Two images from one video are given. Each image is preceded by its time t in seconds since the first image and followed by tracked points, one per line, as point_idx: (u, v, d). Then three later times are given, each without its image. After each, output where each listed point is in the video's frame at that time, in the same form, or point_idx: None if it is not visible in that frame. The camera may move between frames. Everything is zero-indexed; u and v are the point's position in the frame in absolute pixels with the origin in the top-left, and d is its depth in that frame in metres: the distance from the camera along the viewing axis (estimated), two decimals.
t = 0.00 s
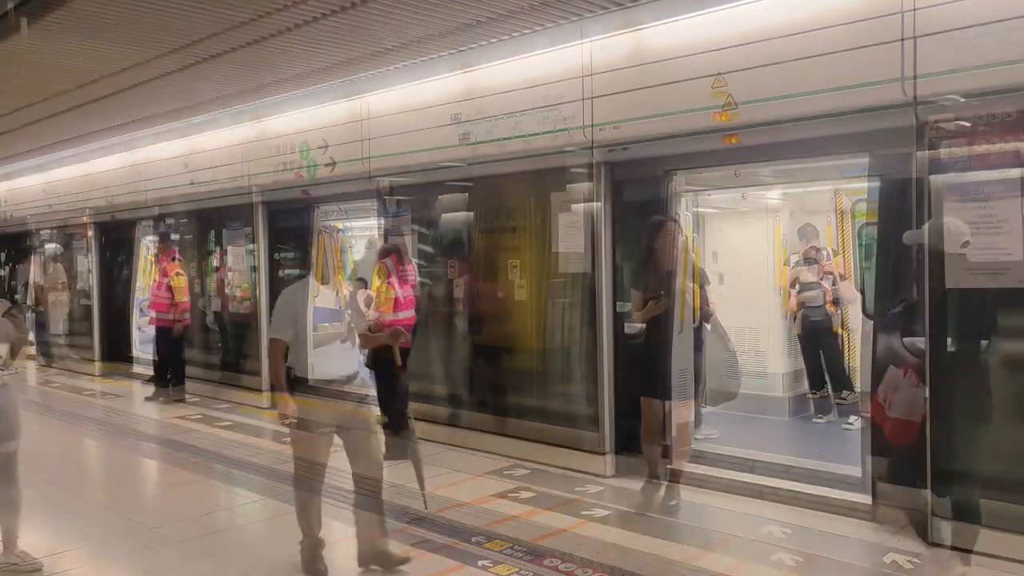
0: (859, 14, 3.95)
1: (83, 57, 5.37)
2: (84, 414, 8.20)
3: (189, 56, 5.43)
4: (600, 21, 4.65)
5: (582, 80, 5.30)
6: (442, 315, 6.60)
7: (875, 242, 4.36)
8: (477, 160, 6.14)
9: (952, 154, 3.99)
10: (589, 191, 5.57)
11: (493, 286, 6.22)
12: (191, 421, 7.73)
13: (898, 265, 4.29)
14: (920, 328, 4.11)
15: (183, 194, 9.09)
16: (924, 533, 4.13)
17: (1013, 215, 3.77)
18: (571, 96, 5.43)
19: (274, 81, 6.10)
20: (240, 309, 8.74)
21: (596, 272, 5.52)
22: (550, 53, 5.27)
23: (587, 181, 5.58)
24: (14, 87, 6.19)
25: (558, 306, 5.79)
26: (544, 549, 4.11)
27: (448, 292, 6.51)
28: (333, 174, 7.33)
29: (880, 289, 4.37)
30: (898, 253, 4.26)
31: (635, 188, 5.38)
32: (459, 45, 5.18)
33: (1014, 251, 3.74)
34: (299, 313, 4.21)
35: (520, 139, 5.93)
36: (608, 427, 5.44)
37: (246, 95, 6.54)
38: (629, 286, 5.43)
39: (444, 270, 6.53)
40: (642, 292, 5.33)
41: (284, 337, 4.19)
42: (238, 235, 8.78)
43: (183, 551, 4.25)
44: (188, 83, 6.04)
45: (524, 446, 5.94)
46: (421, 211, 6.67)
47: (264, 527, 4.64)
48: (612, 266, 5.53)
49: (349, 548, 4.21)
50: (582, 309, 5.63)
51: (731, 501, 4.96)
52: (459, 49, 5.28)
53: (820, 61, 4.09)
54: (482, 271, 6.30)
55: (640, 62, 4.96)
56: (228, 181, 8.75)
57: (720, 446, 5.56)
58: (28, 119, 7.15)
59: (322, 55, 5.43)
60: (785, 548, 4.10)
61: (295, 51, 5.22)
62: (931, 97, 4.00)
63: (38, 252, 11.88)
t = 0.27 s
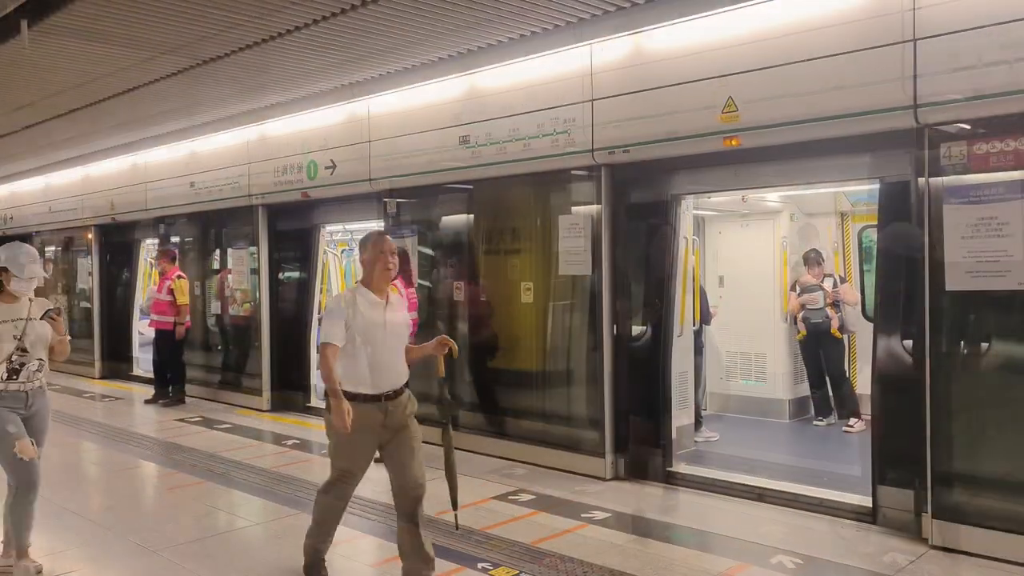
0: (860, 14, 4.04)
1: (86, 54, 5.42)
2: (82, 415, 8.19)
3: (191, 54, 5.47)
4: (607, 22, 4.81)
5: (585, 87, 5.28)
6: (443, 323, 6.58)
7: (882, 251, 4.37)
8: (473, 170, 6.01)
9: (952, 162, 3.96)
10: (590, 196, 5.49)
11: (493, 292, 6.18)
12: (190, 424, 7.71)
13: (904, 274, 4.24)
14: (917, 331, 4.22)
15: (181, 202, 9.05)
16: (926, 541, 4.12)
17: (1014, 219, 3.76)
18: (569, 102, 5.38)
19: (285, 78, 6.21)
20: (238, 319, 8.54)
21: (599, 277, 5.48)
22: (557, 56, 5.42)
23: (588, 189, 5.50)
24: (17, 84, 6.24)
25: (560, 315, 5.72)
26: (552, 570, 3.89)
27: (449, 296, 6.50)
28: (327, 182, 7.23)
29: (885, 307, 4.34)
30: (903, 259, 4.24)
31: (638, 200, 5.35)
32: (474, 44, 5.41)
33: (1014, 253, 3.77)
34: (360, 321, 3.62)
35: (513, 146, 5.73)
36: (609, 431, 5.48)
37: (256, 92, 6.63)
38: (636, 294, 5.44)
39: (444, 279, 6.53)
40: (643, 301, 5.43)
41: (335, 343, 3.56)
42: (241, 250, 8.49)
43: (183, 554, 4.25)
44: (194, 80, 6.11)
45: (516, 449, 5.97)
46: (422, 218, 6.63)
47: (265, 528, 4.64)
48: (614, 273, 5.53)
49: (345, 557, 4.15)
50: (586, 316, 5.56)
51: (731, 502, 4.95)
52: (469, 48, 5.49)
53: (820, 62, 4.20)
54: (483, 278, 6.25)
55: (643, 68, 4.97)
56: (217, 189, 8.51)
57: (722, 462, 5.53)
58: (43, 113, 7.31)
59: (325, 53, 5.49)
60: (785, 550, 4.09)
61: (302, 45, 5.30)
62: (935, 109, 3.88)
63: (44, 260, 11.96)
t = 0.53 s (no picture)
0: (861, 17, 4.04)
1: (86, 56, 5.43)
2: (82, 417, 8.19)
3: (191, 56, 5.47)
4: (608, 23, 4.80)
5: (586, 88, 5.28)
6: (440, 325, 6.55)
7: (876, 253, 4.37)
8: (473, 171, 6.00)
9: (951, 163, 3.96)
10: (590, 199, 5.49)
11: (492, 293, 6.15)
12: (190, 425, 7.71)
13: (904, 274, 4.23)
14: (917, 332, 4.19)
15: (181, 204, 9.05)
16: (926, 543, 4.12)
17: (1015, 221, 3.76)
18: (568, 104, 5.38)
19: (284, 80, 6.21)
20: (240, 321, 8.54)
21: (598, 279, 5.48)
22: (557, 57, 5.43)
23: (589, 192, 5.52)
24: (18, 85, 6.23)
25: (560, 316, 5.74)
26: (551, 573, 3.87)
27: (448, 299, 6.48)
28: (326, 184, 7.23)
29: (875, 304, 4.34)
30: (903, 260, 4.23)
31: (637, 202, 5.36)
32: (475, 45, 5.39)
33: (1014, 255, 3.77)
34: (406, 317, 3.39)
35: (512, 147, 5.73)
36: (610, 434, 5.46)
37: (255, 94, 6.63)
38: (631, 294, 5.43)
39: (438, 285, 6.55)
40: (633, 304, 5.43)
41: (380, 342, 3.33)
42: (242, 250, 8.47)
43: (182, 555, 4.24)
44: (194, 82, 6.11)
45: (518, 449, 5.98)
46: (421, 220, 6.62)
47: (264, 529, 4.64)
48: (614, 274, 5.48)
49: (344, 559, 4.15)
50: (586, 317, 5.58)
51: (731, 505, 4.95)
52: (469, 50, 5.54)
53: (819, 64, 4.21)
54: (483, 281, 6.24)
55: (644, 70, 4.97)
56: (216, 190, 8.50)
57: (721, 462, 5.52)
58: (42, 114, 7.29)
59: (324, 54, 5.49)
60: (784, 551, 4.09)
61: (302, 47, 5.30)
62: (933, 112, 3.86)
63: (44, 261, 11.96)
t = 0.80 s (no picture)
0: (862, 18, 4.04)
1: (87, 56, 5.43)
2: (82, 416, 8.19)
3: (191, 56, 5.47)
4: (608, 24, 4.79)
5: (587, 89, 5.28)
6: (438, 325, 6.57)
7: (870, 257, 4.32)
8: (473, 171, 6.00)
9: (953, 163, 3.97)
10: (591, 199, 5.49)
11: (490, 294, 6.15)
12: (190, 425, 7.71)
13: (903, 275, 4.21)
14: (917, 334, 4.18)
15: (181, 204, 9.04)
16: (927, 543, 4.12)
17: (1016, 220, 3.76)
18: (569, 104, 5.38)
19: (285, 80, 6.21)
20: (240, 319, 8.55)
21: (599, 279, 5.47)
22: (558, 57, 5.43)
23: (590, 192, 5.53)
24: (20, 85, 6.23)
25: (561, 316, 5.73)
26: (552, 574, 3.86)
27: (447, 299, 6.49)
28: (327, 184, 7.23)
29: (868, 308, 4.33)
30: (902, 260, 4.21)
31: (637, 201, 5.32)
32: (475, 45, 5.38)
33: (1015, 256, 3.77)
34: (449, 326, 3.19)
35: (513, 147, 5.73)
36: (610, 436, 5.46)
37: (257, 94, 6.62)
38: (633, 295, 5.38)
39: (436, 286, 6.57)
40: (642, 305, 5.35)
41: (417, 355, 3.18)
42: (242, 250, 8.47)
43: (184, 554, 4.25)
44: (195, 81, 6.10)
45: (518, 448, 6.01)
46: (421, 219, 6.64)
47: (265, 529, 4.64)
48: (614, 272, 5.47)
49: (346, 558, 4.15)
50: (586, 317, 5.58)
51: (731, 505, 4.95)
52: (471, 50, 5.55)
53: (820, 64, 4.22)
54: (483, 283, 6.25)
55: (646, 71, 4.96)
56: (217, 190, 8.50)
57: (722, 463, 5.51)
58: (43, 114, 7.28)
59: (325, 54, 5.49)
60: (785, 551, 4.09)
61: (303, 47, 5.29)
62: (935, 111, 3.85)
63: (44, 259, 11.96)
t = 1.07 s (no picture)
0: (870, 18, 4.04)
1: (96, 57, 5.45)
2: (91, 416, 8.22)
3: (199, 56, 5.48)
4: (616, 24, 4.80)
5: (594, 88, 5.27)
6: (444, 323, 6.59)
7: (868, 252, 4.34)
8: (480, 171, 6.01)
9: (961, 163, 3.95)
10: (598, 199, 5.49)
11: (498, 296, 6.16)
12: (198, 424, 7.74)
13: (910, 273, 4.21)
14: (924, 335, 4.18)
15: (189, 204, 9.08)
16: (936, 544, 4.10)
17: None
18: (575, 104, 5.38)
19: (293, 80, 6.23)
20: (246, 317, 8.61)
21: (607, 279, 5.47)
22: (564, 57, 5.44)
23: (596, 193, 5.52)
24: (29, 85, 6.26)
25: (570, 316, 5.71)
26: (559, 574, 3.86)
27: (454, 297, 6.50)
28: (334, 184, 7.24)
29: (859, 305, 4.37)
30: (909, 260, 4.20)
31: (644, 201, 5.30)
32: (482, 45, 5.38)
33: None
34: (510, 320, 3.09)
35: (519, 147, 5.73)
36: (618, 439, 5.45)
37: (264, 94, 6.65)
38: (643, 296, 5.36)
39: (442, 287, 6.59)
40: (654, 306, 5.31)
41: (480, 349, 3.04)
42: (250, 250, 8.49)
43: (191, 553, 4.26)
44: (203, 81, 6.13)
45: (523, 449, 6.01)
46: (427, 219, 6.65)
47: (272, 529, 4.64)
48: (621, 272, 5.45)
49: (353, 557, 4.15)
50: (594, 317, 5.56)
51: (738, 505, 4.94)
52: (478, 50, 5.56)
53: (827, 63, 4.21)
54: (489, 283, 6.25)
55: (652, 71, 4.96)
56: (224, 190, 8.53)
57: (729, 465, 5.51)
58: (52, 114, 7.31)
59: (332, 55, 5.50)
60: (793, 551, 4.08)
61: (310, 47, 5.31)
62: (943, 111, 3.84)
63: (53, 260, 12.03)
